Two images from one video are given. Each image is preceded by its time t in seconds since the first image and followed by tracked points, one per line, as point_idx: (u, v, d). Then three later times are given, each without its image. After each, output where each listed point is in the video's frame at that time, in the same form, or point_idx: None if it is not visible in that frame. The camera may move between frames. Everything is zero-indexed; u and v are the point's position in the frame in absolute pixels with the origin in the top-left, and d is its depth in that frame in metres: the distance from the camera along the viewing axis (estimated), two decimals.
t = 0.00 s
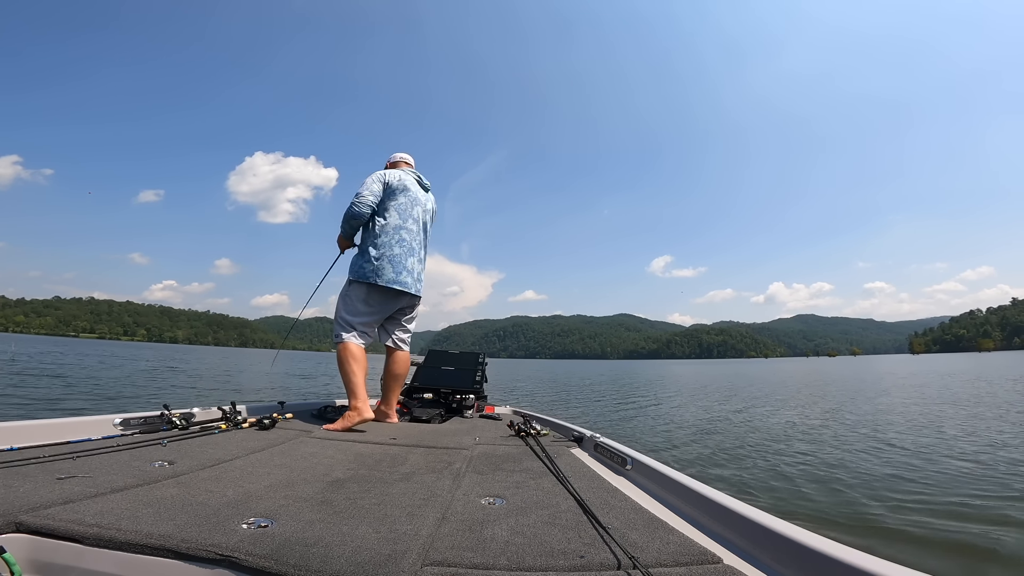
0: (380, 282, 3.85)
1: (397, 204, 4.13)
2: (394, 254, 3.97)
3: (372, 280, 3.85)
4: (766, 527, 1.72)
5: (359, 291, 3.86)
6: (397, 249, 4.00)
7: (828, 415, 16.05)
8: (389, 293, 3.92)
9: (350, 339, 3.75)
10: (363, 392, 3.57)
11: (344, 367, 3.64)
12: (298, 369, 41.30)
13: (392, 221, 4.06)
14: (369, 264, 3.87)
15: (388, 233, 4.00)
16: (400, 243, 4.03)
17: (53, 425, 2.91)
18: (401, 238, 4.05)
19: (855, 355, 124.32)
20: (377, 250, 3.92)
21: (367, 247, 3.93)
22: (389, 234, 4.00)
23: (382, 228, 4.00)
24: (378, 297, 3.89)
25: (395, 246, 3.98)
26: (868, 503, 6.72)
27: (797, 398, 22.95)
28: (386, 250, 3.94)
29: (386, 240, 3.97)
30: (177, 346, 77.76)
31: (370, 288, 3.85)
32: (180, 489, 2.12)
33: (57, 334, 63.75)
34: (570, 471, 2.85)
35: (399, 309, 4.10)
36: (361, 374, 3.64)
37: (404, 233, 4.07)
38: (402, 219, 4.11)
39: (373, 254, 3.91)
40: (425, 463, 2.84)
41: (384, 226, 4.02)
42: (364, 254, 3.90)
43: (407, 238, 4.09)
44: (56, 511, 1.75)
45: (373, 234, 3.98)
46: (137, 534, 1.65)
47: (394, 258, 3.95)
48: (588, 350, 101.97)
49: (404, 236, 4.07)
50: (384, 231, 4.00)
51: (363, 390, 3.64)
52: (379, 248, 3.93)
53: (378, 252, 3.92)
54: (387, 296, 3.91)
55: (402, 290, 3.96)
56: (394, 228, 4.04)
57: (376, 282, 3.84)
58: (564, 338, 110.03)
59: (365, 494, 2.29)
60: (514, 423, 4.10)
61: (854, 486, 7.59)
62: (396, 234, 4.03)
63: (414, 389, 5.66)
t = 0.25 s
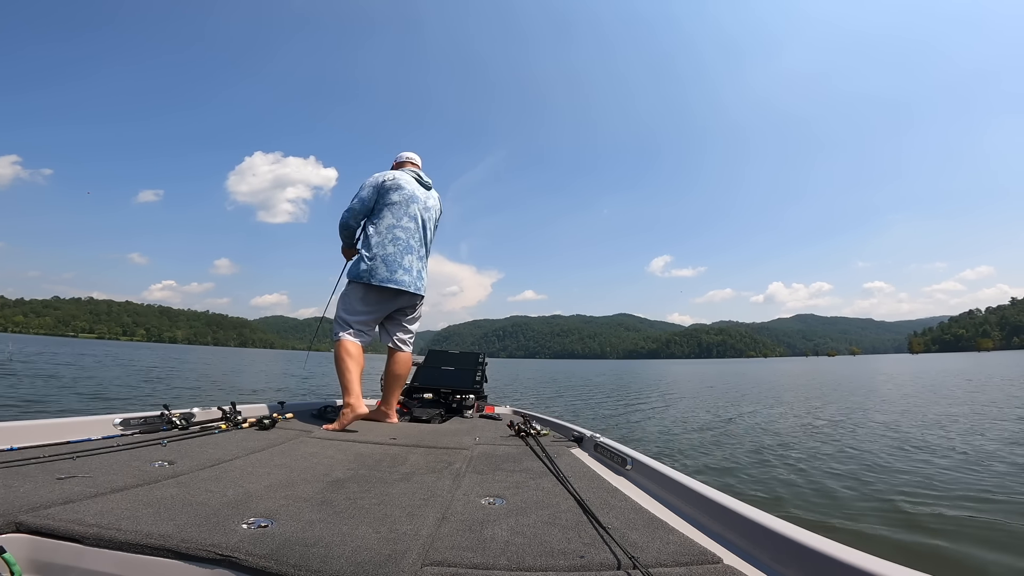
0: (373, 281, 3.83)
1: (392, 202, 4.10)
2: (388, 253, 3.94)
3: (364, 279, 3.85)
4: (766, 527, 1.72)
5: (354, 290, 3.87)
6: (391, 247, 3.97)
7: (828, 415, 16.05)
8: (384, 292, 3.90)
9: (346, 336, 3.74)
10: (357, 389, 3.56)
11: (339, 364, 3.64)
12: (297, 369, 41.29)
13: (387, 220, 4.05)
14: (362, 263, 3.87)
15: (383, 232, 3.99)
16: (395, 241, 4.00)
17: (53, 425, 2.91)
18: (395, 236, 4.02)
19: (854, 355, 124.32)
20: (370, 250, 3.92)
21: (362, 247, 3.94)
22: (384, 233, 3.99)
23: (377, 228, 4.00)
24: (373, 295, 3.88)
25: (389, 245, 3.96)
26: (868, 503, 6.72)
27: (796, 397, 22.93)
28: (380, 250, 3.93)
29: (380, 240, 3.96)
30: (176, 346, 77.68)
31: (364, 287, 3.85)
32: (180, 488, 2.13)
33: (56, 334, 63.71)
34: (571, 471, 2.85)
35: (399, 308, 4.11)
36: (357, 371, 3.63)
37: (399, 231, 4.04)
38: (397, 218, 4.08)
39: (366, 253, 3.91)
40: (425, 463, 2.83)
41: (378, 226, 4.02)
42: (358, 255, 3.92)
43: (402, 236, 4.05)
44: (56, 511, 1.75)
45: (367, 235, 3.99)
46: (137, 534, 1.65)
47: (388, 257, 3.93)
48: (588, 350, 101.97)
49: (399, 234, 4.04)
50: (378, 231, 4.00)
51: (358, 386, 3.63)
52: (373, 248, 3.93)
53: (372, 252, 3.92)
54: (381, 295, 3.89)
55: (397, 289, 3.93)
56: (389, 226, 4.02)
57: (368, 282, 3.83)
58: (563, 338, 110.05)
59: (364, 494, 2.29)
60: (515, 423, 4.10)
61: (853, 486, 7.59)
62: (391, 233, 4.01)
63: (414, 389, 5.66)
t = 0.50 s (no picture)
0: (366, 279, 3.82)
1: (388, 201, 4.08)
2: (383, 251, 3.93)
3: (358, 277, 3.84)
4: (765, 527, 1.73)
5: (350, 288, 3.87)
6: (386, 246, 3.95)
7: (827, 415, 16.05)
8: (379, 291, 3.87)
9: (344, 334, 3.73)
10: (354, 387, 3.54)
11: (337, 362, 3.63)
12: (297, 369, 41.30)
13: (383, 218, 4.04)
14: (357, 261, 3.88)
15: (378, 231, 3.98)
16: (389, 238, 3.98)
17: (53, 425, 2.91)
18: (390, 234, 4.00)
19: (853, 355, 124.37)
20: (365, 248, 3.92)
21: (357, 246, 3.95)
22: (379, 231, 3.98)
23: (372, 226, 4.01)
24: (369, 293, 3.86)
25: (383, 243, 3.95)
26: (868, 503, 6.72)
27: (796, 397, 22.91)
28: (375, 248, 3.92)
29: (375, 238, 3.95)
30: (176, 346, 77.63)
31: (359, 285, 3.84)
32: (180, 488, 2.13)
33: (56, 334, 63.70)
34: (570, 471, 2.85)
35: (397, 308, 4.11)
36: (354, 370, 3.62)
37: (394, 229, 4.01)
38: (392, 216, 4.06)
39: (361, 251, 3.92)
40: (425, 463, 2.84)
41: (374, 224, 4.02)
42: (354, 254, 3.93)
43: (397, 235, 4.02)
44: (56, 511, 1.75)
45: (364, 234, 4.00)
46: (137, 534, 1.65)
47: (383, 255, 3.91)
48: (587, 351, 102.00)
49: (394, 231, 4.02)
50: (373, 229, 3.99)
51: (356, 386, 3.62)
52: (368, 246, 3.93)
53: (366, 250, 3.92)
54: (377, 293, 3.88)
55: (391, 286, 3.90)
56: (384, 224, 4.01)
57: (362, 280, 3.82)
58: (563, 338, 110.06)
59: (364, 494, 2.29)
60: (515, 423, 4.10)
61: (853, 485, 7.60)
62: (385, 230, 3.99)
63: (414, 389, 5.66)
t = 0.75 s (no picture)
0: (361, 277, 3.82)
1: (386, 200, 4.10)
2: (379, 249, 3.92)
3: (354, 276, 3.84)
4: (765, 527, 1.73)
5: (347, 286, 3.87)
6: (382, 244, 3.94)
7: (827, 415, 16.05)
8: (374, 289, 3.86)
9: (342, 333, 3.74)
10: (352, 386, 3.54)
11: (335, 361, 3.64)
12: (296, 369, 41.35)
13: (380, 217, 4.05)
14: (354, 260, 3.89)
15: (375, 230, 3.99)
16: (385, 237, 3.97)
17: (53, 425, 2.91)
18: (386, 232, 3.99)
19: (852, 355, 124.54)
20: (361, 247, 3.93)
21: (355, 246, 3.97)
22: (375, 230, 3.98)
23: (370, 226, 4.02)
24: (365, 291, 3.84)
25: (380, 242, 3.94)
26: (867, 503, 6.73)
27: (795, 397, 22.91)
28: (371, 247, 3.92)
29: (372, 237, 3.96)
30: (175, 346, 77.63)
31: (355, 284, 3.84)
32: (180, 488, 2.13)
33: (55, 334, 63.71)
34: (571, 471, 2.85)
35: (396, 308, 4.10)
36: (353, 369, 3.63)
37: (390, 227, 4.01)
38: (389, 215, 4.06)
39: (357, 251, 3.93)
40: (425, 463, 2.84)
41: (372, 224, 4.03)
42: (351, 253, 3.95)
43: (393, 233, 4.01)
44: (56, 511, 1.75)
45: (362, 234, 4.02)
46: (137, 534, 1.65)
47: (378, 253, 3.90)
48: (586, 351, 102.05)
49: (390, 230, 4.01)
50: (371, 228, 4.00)
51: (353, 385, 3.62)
52: (364, 245, 3.94)
53: (363, 248, 3.92)
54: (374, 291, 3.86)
55: (387, 285, 3.88)
56: (381, 223, 4.02)
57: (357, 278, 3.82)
58: (562, 338, 110.12)
59: (364, 494, 2.29)
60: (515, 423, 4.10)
61: (852, 485, 7.60)
62: (382, 230, 3.99)
63: (414, 389, 5.66)
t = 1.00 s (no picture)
0: (360, 276, 3.82)
1: (384, 199, 4.11)
2: (377, 248, 3.92)
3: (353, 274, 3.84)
4: (766, 528, 1.73)
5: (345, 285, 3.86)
6: (379, 243, 3.95)
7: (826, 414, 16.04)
8: (372, 288, 3.85)
9: (342, 332, 3.74)
10: (352, 386, 3.54)
11: (335, 361, 3.63)
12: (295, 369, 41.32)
13: (379, 217, 4.05)
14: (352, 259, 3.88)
15: (375, 228, 4.00)
16: (384, 237, 3.98)
17: (53, 425, 2.91)
18: (385, 232, 3.99)
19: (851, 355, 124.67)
20: (361, 246, 3.94)
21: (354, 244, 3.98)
22: (374, 230, 3.99)
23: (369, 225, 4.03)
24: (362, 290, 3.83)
25: (378, 241, 3.95)
26: (867, 503, 6.73)
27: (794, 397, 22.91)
28: (369, 245, 3.92)
29: (371, 236, 3.97)
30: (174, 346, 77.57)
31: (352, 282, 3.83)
32: (180, 488, 2.13)
33: (53, 335, 63.66)
34: (571, 471, 2.85)
35: (395, 308, 4.10)
36: (353, 369, 3.62)
37: (388, 227, 4.02)
38: (388, 215, 4.06)
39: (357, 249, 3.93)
40: (425, 463, 2.84)
41: (371, 224, 4.04)
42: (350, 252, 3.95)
43: (391, 232, 4.01)
44: (56, 511, 1.75)
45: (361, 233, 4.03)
46: (137, 534, 1.65)
47: (375, 251, 3.90)
48: (586, 351, 102.07)
49: (389, 230, 4.01)
50: (370, 228, 4.01)
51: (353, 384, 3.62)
52: (364, 244, 3.94)
53: (362, 247, 3.93)
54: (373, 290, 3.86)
55: (384, 283, 3.87)
56: (380, 223, 4.02)
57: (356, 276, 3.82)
58: (561, 338, 110.16)
59: (365, 494, 2.29)
60: (515, 423, 4.10)
61: (852, 485, 7.60)
62: (381, 229, 3.99)
63: (414, 389, 5.66)
